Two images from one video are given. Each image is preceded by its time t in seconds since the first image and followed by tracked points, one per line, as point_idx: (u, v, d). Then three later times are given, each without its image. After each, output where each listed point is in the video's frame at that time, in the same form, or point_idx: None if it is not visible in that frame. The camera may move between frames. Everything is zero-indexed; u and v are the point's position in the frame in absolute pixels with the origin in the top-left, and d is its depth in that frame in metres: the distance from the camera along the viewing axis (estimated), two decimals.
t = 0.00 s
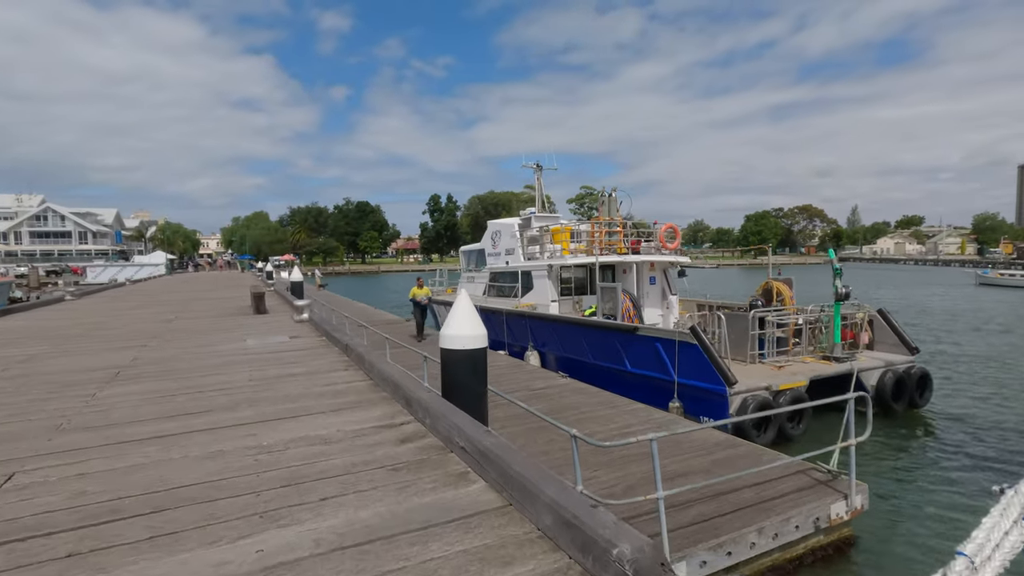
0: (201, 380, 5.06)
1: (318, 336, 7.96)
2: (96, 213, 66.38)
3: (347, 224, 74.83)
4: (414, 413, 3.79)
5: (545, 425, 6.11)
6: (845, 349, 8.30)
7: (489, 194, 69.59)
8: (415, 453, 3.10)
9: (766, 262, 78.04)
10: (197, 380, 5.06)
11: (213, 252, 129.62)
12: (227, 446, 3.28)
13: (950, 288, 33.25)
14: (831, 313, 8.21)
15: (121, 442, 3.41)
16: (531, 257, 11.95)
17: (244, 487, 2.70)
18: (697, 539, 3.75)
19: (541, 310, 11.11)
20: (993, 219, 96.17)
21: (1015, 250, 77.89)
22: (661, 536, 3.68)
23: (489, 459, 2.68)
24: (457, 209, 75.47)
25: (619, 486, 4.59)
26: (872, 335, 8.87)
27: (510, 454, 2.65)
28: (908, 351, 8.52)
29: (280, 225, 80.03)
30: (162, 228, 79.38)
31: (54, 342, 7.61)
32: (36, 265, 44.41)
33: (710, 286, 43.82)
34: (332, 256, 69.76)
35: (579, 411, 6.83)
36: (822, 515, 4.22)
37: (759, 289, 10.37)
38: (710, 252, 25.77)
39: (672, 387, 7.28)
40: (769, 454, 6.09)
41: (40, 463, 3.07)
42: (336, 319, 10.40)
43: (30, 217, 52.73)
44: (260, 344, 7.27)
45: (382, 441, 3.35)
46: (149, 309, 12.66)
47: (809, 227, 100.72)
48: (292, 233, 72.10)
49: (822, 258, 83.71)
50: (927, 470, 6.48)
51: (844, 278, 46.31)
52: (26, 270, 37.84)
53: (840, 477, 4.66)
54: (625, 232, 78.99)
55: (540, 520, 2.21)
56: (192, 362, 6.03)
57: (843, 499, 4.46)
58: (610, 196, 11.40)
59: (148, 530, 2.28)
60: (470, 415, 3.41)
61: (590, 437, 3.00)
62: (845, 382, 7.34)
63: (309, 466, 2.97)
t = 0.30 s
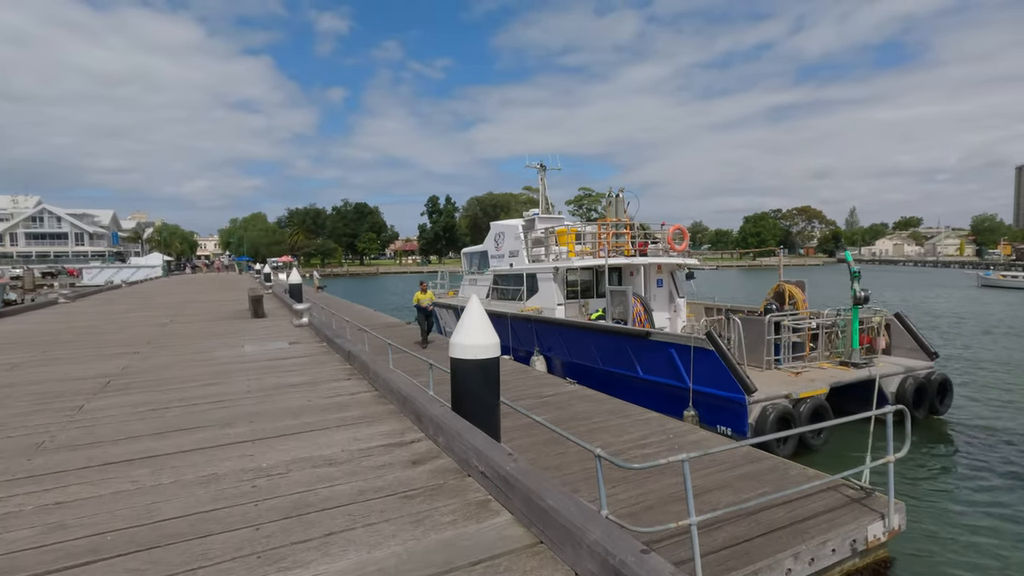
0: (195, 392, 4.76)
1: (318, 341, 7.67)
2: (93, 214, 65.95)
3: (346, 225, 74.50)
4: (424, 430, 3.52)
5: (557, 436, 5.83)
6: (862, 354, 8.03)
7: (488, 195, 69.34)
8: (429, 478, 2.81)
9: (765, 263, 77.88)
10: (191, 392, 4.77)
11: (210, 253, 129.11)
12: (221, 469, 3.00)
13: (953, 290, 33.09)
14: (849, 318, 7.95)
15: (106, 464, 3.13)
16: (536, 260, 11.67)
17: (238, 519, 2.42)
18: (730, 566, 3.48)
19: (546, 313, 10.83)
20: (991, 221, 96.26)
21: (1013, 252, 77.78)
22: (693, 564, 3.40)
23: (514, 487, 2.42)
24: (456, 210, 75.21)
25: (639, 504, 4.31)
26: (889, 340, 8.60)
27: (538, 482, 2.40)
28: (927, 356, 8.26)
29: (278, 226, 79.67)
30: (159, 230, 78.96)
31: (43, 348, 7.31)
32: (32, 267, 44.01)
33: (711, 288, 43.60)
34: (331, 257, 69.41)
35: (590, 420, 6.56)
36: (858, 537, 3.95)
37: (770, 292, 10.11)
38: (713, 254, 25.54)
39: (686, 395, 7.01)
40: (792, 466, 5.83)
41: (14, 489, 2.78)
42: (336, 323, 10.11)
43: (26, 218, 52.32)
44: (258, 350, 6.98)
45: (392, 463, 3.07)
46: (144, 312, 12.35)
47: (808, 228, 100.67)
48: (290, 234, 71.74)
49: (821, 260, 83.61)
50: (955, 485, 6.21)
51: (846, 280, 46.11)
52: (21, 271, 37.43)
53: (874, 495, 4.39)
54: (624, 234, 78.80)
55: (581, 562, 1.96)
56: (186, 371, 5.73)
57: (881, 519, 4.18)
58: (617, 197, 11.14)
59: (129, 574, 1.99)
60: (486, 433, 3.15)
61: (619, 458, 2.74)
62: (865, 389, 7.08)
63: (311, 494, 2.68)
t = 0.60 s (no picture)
0: (187, 398, 4.48)
1: (318, 343, 7.38)
2: (91, 214, 65.65)
3: (345, 225, 74.17)
4: (434, 441, 3.26)
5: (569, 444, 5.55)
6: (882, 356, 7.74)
7: (488, 195, 69.04)
8: (444, 502, 2.52)
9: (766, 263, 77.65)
10: (183, 398, 4.48)
11: (209, 254, 128.70)
12: (213, 488, 2.70)
13: (956, 290, 32.94)
14: (869, 318, 7.64)
15: (85, 481, 2.84)
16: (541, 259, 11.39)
17: (228, 550, 2.12)
18: None
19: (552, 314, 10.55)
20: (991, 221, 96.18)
21: (1013, 252, 77.61)
22: None
23: (543, 514, 2.17)
24: (456, 210, 74.90)
25: (662, 519, 4.03)
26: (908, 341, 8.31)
27: (570, 507, 2.15)
28: (947, 358, 7.99)
29: (276, 226, 79.36)
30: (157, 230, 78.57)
31: (32, 351, 7.02)
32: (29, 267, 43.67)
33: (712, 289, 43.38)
34: (330, 257, 69.09)
35: (602, 426, 6.28)
36: (899, 558, 3.66)
37: (782, 292, 9.82)
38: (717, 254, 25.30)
39: (702, 399, 6.73)
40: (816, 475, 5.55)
41: None
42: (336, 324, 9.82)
43: (24, 218, 51.99)
44: (256, 353, 6.69)
45: (401, 480, 2.79)
46: (139, 313, 12.06)
47: (808, 228, 100.44)
48: (289, 234, 71.37)
49: (821, 260, 83.47)
50: (985, 495, 5.94)
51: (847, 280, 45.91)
52: (19, 271, 37.13)
53: (912, 509, 4.11)
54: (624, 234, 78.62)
55: None
56: (179, 375, 5.44)
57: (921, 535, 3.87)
58: (625, 194, 10.85)
59: None
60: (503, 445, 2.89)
61: (651, 477, 2.48)
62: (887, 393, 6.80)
63: (312, 517, 2.40)
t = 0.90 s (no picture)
0: (179, 411, 4.19)
1: (319, 348, 7.09)
2: (89, 213, 65.28)
3: (344, 224, 73.85)
4: (447, 463, 2.98)
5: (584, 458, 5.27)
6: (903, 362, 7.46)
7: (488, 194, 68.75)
8: (464, 542, 2.23)
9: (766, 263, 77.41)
10: (176, 411, 4.20)
11: (208, 252, 128.41)
12: (204, 523, 2.42)
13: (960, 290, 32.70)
14: (890, 323, 7.36)
15: (63, 512, 2.55)
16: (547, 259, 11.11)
17: None
18: None
19: (559, 316, 10.27)
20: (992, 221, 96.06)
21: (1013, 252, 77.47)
22: None
23: (582, 565, 1.90)
24: (455, 210, 74.60)
25: (690, 543, 3.75)
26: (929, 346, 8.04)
27: (613, 557, 1.88)
28: (969, 364, 7.71)
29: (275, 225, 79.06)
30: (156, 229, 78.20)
31: (20, 357, 6.73)
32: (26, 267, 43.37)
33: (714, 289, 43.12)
34: (329, 257, 68.78)
35: (616, 436, 6.00)
36: None
37: (796, 294, 9.55)
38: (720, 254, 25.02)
39: (720, 408, 6.46)
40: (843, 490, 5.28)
41: None
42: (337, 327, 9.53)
43: (21, 218, 51.64)
44: (253, 359, 6.41)
45: (414, 513, 2.50)
46: (135, 315, 11.78)
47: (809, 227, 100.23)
48: (288, 233, 71.05)
49: (822, 260, 83.28)
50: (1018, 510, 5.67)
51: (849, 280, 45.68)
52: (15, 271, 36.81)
53: (957, 533, 3.81)
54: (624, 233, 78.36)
55: None
56: (173, 384, 5.16)
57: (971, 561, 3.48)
58: (633, 194, 10.56)
59: None
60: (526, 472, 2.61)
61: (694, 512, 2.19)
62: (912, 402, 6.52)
63: (316, 560, 2.11)
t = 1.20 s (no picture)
0: (176, 421, 3.91)
1: (324, 352, 6.82)
2: (93, 216, 65.32)
3: (347, 227, 73.72)
4: (469, 481, 2.71)
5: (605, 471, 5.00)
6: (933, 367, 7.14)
7: (492, 197, 68.54)
8: None
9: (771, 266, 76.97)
10: (173, 421, 3.93)
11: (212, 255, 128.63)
12: (201, 553, 2.14)
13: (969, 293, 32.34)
14: (919, 327, 7.05)
15: (41, 539, 2.28)
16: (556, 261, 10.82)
17: None
18: None
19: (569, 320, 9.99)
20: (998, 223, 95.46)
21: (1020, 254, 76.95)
22: None
23: None
24: (458, 212, 74.43)
25: (726, 565, 3.47)
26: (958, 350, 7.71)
27: None
28: (1001, 369, 7.39)
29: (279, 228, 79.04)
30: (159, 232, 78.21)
31: (14, 361, 6.47)
32: (29, 269, 43.27)
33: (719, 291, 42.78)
34: (332, 260, 68.63)
35: (636, 446, 5.71)
36: None
37: (816, 296, 9.24)
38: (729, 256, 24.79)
39: (744, 416, 6.16)
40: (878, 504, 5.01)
41: None
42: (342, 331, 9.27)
43: (25, 220, 51.60)
44: (256, 364, 6.14)
45: (436, 541, 2.22)
46: (135, 318, 11.54)
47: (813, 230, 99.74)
48: (291, 236, 70.95)
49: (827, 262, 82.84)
50: None
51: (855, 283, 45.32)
52: (19, 274, 36.73)
53: (1018, 557, 3.53)
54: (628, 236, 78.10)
55: None
56: (171, 391, 4.89)
57: None
58: (647, 193, 10.27)
59: None
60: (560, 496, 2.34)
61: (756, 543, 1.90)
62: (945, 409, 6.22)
63: None
